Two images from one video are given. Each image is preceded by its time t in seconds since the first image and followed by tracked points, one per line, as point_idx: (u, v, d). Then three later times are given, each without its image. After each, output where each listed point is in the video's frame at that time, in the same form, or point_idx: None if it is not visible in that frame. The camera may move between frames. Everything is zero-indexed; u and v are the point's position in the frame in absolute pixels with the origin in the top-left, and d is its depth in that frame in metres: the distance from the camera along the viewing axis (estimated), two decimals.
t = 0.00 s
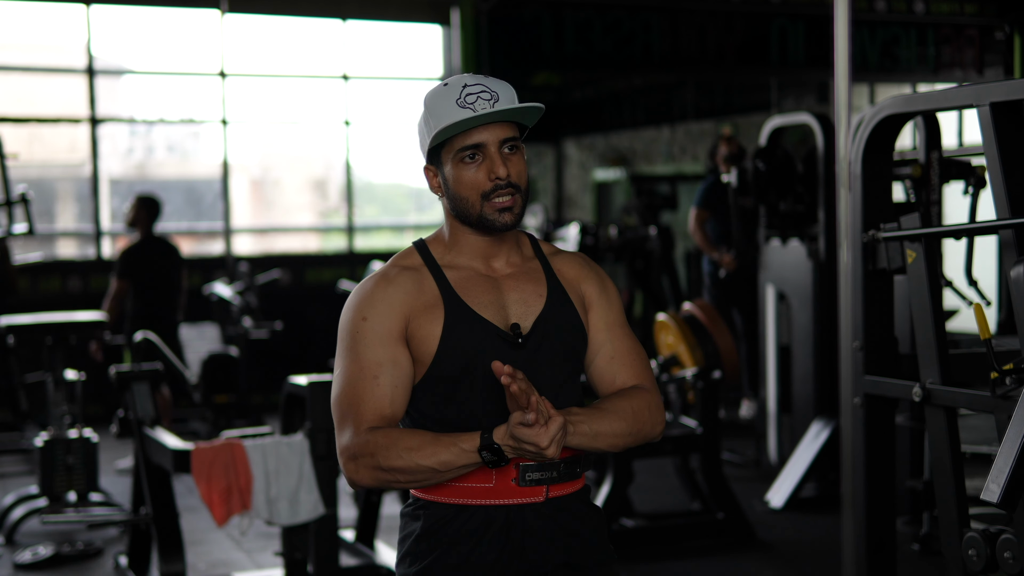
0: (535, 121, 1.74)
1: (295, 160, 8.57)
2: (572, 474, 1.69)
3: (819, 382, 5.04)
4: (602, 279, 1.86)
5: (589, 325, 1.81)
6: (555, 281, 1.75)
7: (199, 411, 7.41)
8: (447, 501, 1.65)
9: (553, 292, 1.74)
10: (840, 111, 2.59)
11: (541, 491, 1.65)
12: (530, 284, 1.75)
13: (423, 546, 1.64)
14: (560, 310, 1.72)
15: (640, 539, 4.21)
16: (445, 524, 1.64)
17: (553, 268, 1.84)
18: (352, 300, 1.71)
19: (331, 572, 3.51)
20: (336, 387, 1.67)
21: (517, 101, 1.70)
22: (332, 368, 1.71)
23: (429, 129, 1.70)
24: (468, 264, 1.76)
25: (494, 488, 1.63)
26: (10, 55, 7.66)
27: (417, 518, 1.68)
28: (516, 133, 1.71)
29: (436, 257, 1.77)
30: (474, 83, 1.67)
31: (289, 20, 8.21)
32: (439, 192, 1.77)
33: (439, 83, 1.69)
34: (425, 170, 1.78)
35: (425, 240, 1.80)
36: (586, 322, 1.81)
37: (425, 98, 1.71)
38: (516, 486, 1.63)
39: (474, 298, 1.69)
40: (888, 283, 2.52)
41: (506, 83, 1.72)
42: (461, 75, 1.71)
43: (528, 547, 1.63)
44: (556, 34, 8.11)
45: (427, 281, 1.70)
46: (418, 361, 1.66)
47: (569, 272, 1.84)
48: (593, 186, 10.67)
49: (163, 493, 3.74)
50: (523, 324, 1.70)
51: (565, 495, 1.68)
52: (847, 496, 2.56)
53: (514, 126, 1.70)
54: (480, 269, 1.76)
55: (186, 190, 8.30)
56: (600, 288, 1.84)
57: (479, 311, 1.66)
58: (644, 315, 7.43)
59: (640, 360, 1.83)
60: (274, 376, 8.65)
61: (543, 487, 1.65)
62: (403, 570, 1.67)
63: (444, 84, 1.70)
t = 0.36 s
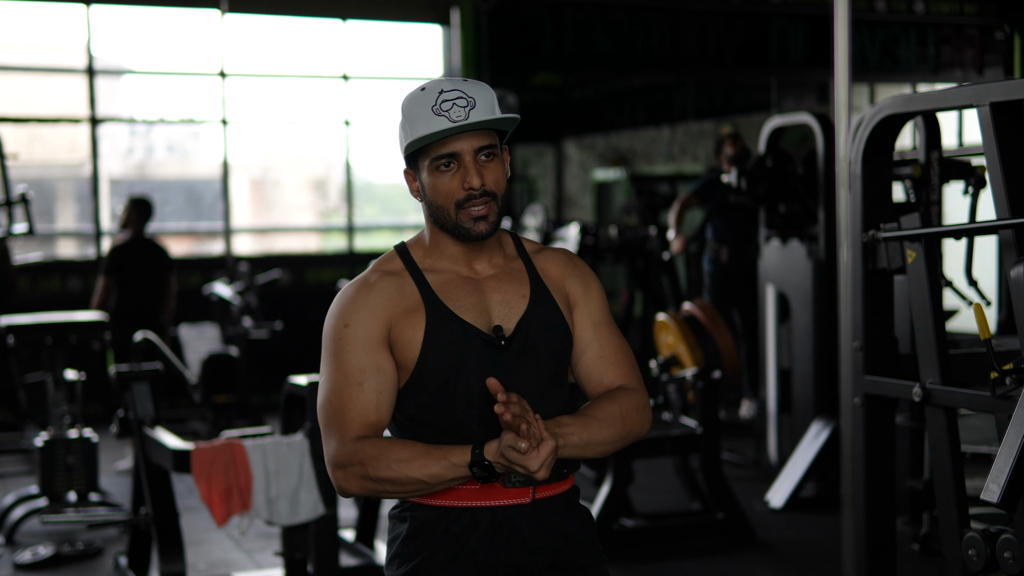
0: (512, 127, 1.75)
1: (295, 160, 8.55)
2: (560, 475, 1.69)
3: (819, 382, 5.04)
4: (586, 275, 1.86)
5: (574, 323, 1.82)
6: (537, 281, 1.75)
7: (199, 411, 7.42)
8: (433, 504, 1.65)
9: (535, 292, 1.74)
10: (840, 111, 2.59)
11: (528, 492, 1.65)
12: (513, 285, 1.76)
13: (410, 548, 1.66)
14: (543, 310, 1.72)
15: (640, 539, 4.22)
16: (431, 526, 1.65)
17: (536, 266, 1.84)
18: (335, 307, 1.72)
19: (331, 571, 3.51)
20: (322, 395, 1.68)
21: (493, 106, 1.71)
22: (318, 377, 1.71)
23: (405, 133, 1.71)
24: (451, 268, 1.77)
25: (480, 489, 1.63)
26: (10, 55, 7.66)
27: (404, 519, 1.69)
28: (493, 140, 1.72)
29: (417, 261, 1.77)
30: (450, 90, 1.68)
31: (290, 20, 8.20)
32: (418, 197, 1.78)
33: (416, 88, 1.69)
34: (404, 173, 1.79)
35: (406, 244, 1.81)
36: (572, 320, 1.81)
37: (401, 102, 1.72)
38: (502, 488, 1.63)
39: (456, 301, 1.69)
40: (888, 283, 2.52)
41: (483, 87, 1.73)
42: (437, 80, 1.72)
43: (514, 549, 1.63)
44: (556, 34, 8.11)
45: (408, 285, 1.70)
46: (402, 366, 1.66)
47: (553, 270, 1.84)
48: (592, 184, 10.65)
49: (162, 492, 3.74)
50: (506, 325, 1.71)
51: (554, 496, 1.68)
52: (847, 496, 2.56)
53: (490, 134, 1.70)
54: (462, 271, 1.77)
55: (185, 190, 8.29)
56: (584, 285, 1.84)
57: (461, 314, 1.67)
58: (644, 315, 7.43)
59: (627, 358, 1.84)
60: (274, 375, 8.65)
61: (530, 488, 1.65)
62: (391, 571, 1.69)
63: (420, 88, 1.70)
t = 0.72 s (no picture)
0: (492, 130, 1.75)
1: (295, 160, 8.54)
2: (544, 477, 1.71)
3: (820, 382, 5.04)
4: (569, 277, 1.87)
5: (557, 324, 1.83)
6: (520, 283, 1.76)
7: (199, 411, 7.42)
8: (417, 506, 1.67)
9: (518, 295, 1.74)
10: (840, 111, 2.58)
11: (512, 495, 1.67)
12: (496, 288, 1.77)
13: (394, 551, 1.67)
14: (526, 313, 1.72)
15: (640, 539, 4.22)
16: (415, 529, 1.66)
17: (520, 268, 1.85)
18: (317, 310, 1.72)
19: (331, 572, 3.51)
20: (303, 400, 1.69)
21: (471, 111, 1.71)
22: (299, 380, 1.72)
23: (387, 146, 1.72)
24: (433, 271, 1.77)
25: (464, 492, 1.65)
26: (10, 55, 7.66)
27: (388, 522, 1.70)
28: (475, 145, 1.72)
29: (400, 264, 1.78)
30: (427, 98, 1.68)
31: (290, 20, 8.20)
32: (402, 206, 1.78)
33: (392, 99, 1.70)
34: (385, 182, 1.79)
35: (388, 246, 1.81)
36: (555, 322, 1.82)
37: (379, 113, 1.73)
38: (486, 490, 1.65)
39: (439, 306, 1.70)
40: (888, 283, 2.52)
41: (459, 92, 1.73)
42: (413, 86, 1.72)
43: (498, 551, 1.65)
44: (556, 34, 8.12)
45: (390, 290, 1.71)
46: (384, 371, 1.68)
47: (535, 271, 1.85)
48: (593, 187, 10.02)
49: (163, 493, 3.74)
50: (489, 329, 1.71)
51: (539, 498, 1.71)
52: (847, 496, 2.56)
53: (472, 139, 1.70)
54: (445, 274, 1.77)
55: (185, 190, 8.28)
56: (567, 287, 1.85)
57: (443, 319, 1.68)
58: (644, 315, 7.42)
59: (611, 360, 1.85)
60: (275, 375, 8.65)
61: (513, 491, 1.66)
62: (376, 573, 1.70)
63: (396, 98, 1.71)
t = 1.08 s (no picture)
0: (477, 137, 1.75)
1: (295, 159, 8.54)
2: (528, 480, 1.72)
3: (819, 383, 5.05)
4: (552, 280, 1.87)
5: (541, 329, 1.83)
6: (503, 287, 1.77)
7: (199, 411, 7.42)
8: (400, 509, 1.67)
9: (501, 299, 1.75)
10: (840, 111, 2.58)
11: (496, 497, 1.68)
12: (478, 292, 1.77)
13: (378, 554, 1.67)
14: (509, 317, 1.72)
15: (639, 539, 4.22)
16: (398, 532, 1.66)
17: (503, 271, 1.85)
18: (299, 315, 1.73)
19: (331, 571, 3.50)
20: (285, 405, 1.68)
21: (454, 120, 1.72)
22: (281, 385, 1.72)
23: (369, 155, 1.72)
24: (416, 275, 1.78)
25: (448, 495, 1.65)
26: (9, 55, 7.65)
27: (370, 525, 1.69)
28: (459, 155, 1.72)
29: (382, 268, 1.79)
30: (410, 107, 1.69)
31: (290, 20, 8.20)
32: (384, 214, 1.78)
33: (375, 107, 1.71)
34: (368, 190, 1.79)
35: (371, 250, 1.82)
36: (539, 326, 1.83)
37: (361, 122, 1.73)
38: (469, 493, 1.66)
39: (421, 310, 1.70)
40: (888, 283, 2.52)
41: (442, 102, 1.73)
42: (396, 94, 1.72)
43: (483, 553, 1.66)
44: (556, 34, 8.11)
45: (374, 294, 1.72)
46: (367, 376, 1.68)
47: (518, 273, 1.85)
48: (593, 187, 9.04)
49: (163, 493, 3.74)
50: (471, 333, 1.71)
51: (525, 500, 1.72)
52: (847, 497, 2.56)
53: (455, 149, 1.71)
54: (428, 279, 1.78)
55: (185, 190, 8.28)
56: (550, 290, 1.85)
57: (426, 324, 1.68)
58: (645, 314, 7.42)
59: (594, 362, 1.86)
60: (275, 375, 8.65)
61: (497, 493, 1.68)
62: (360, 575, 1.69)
63: (380, 106, 1.72)
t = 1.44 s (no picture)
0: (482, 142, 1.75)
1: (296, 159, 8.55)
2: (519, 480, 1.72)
3: (819, 382, 5.05)
4: (543, 280, 1.88)
5: (533, 332, 1.84)
6: (495, 289, 1.77)
7: (199, 411, 7.42)
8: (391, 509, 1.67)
9: (493, 302, 1.75)
10: (840, 111, 2.58)
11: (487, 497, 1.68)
12: (469, 295, 1.77)
13: (370, 554, 1.67)
14: (500, 319, 1.73)
15: (639, 539, 4.22)
16: (389, 532, 1.66)
17: (496, 272, 1.85)
18: (292, 318, 1.72)
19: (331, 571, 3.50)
20: (280, 409, 1.68)
21: (459, 126, 1.73)
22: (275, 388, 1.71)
23: (371, 155, 1.71)
24: (408, 277, 1.77)
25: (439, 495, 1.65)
26: (9, 55, 7.65)
27: (362, 526, 1.70)
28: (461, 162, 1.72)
29: (375, 269, 1.78)
30: (417, 111, 1.69)
31: (290, 20, 8.21)
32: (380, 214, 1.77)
33: (381, 108, 1.70)
34: (365, 189, 1.78)
35: (363, 251, 1.81)
36: (531, 329, 1.84)
37: (365, 121, 1.72)
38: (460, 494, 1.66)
39: (415, 313, 1.70)
40: (888, 283, 2.52)
41: (448, 107, 1.73)
42: (402, 96, 1.72)
43: (474, 553, 1.66)
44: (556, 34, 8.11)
45: (367, 296, 1.71)
46: (361, 377, 1.68)
47: (511, 274, 1.86)
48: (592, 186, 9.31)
49: (162, 493, 3.74)
50: (464, 336, 1.71)
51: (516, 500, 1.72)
52: (847, 497, 2.55)
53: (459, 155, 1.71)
54: (420, 280, 1.77)
55: (185, 190, 8.27)
56: (542, 290, 1.86)
57: (420, 327, 1.68)
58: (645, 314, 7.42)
59: (591, 358, 1.86)
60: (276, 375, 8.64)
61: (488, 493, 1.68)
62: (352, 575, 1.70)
63: (385, 107, 1.71)
